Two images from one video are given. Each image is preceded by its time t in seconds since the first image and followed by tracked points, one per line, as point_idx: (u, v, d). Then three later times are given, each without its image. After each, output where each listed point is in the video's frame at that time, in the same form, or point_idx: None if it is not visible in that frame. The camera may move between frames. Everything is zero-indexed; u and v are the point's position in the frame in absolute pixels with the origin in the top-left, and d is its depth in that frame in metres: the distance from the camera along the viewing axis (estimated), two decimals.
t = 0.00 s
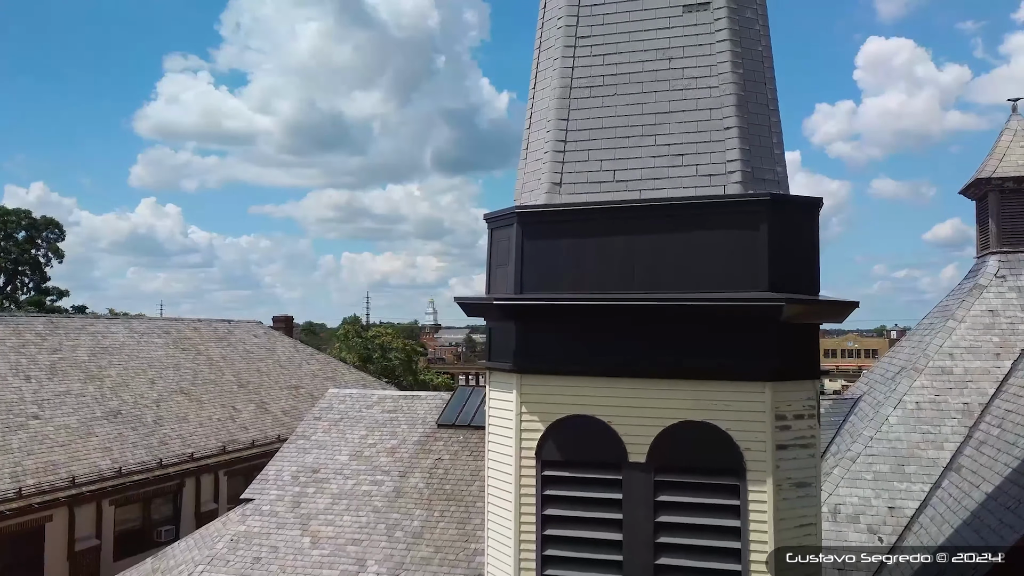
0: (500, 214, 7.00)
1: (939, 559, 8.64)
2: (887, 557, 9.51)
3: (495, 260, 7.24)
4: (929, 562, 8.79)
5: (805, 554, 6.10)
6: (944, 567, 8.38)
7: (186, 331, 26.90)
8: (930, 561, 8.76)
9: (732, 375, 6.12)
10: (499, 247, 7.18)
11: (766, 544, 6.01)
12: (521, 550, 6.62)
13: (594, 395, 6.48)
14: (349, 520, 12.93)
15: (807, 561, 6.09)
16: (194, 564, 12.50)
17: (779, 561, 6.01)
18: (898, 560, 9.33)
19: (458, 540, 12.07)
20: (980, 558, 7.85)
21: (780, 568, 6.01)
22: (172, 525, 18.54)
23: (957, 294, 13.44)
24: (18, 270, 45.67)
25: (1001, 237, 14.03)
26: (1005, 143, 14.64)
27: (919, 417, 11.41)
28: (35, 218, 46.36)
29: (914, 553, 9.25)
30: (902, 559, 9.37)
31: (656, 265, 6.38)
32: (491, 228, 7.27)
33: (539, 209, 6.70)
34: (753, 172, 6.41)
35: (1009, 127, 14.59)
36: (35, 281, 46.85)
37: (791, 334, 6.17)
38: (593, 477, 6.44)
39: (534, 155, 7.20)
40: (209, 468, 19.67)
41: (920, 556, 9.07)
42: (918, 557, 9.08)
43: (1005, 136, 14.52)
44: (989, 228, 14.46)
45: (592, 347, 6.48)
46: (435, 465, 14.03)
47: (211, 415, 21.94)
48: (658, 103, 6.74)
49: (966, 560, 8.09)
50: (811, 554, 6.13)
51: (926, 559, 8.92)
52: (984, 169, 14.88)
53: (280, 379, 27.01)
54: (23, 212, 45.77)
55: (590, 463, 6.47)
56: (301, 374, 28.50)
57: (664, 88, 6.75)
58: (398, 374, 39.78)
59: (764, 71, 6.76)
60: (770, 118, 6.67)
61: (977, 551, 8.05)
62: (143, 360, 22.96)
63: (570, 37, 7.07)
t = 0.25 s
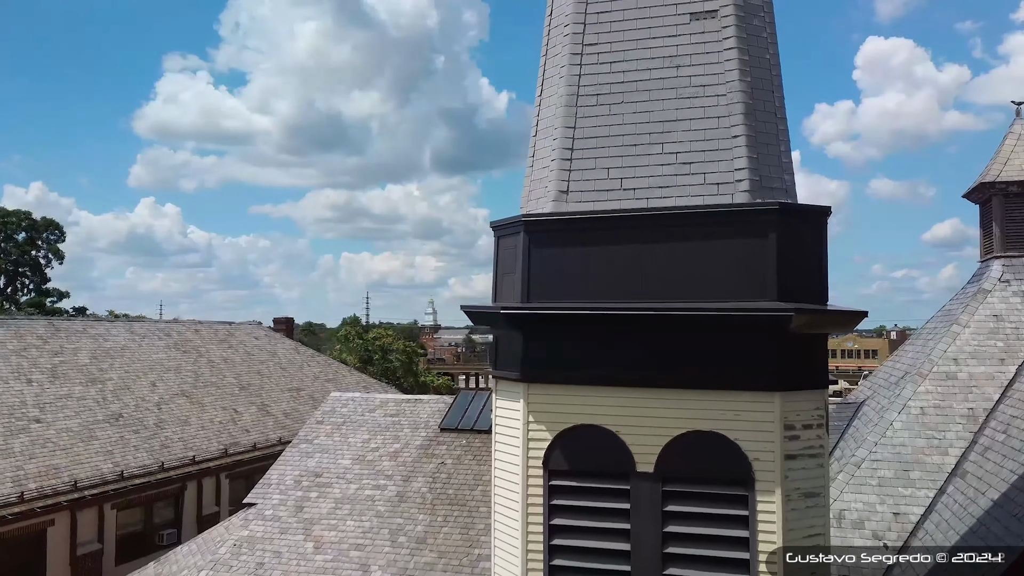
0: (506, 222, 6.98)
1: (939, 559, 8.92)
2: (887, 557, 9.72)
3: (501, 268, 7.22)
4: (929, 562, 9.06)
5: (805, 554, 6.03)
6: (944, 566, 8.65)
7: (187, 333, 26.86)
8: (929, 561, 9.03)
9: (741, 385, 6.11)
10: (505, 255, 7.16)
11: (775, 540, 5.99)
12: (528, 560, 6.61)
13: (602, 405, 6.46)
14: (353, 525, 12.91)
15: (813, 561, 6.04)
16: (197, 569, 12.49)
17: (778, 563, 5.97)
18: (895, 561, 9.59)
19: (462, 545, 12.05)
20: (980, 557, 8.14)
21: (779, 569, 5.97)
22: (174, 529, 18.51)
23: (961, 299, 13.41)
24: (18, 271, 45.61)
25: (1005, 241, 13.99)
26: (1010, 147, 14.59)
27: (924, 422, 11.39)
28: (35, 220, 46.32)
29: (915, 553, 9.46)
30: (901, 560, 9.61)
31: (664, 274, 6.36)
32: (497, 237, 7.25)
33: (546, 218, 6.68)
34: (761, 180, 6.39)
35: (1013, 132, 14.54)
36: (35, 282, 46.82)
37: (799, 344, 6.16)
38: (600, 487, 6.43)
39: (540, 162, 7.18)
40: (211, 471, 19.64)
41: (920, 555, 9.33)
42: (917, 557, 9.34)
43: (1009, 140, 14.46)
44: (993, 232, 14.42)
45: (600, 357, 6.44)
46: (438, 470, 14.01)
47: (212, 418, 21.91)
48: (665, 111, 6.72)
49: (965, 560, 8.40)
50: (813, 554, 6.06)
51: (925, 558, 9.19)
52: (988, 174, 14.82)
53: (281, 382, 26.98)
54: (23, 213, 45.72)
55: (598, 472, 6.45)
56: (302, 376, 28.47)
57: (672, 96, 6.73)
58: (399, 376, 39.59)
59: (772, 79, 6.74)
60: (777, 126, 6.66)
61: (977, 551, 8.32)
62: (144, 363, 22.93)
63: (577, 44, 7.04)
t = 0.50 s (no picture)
0: (515, 234, 6.96)
1: (938, 559, 9.21)
2: (887, 557, 9.83)
3: (509, 280, 7.20)
4: (929, 562, 9.33)
5: (805, 554, 6.01)
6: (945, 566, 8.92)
7: (189, 337, 26.83)
8: (929, 561, 9.29)
9: (750, 399, 6.09)
10: (513, 267, 7.14)
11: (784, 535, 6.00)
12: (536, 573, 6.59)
13: (611, 418, 6.45)
14: (357, 531, 12.89)
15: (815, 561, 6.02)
16: None
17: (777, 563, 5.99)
18: (899, 561, 9.70)
19: (466, 552, 12.03)
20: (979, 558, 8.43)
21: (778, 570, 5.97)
22: (176, 534, 18.53)
23: (965, 305, 13.37)
24: (19, 273, 45.55)
25: (1009, 247, 13.92)
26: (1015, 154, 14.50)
27: (929, 429, 11.37)
28: (35, 221, 46.26)
29: (915, 553, 9.70)
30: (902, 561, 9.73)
31: (673, 287, 6.35)
32: (505, 249, 7.24)
33: (555, 230, 6.66)
34: (770, 193, 6.38)
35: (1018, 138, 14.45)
36: (36, 284, 46.76)
37: (809, 358, 6.14)
38: (609, 500, 6.41)
39: (548, 174, 7.17)
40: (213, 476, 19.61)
41: (921, 556, 9.59)
42: (915, 557, 9.63)
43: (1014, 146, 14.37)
44: (997, 239, 14.33)
45: (609, 370, 6.43)
46: (441, 476, 13.99)
47: (214, 422, 21.89)
48: (674, 123, 6.71)
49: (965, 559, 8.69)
50: (812, 554, 6.03)
51: (925, 558, 9.46)
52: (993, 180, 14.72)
53: (283, 385, 26.95)
54: (24, 215, 45.67)
55: (607, 486, 6.44)
56: (303, 379, 28.42)
57: (681, 108, 6.72)
58: (399, 378, 39.20)
59: (781, 91, 6.73)
60: (787, 138, 6.64)
61: (977, 552, 8.58)
62: (146, 367, 22.89)
63: (585, 55, 7.02)
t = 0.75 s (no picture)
0: (520, 246, 6.95)
1: (937, 559, 9.40)
2: (887, 557, 9.88)
3: (515, 292, 7.19)
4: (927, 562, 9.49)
5: (805, 555, 5.99)
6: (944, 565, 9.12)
7: (190, 340, 26.80)
8: (928, 560, 9.47)
9: (757, 413, 6.08)
10: (519, 279, 7.13)
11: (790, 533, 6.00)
12: None
13: (616, 431, 6.43)
14: (359, 538, 12.87)
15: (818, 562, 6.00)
16: None
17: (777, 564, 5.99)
18: (899, 561, 9.73)
19: (469, 559, 12.02)
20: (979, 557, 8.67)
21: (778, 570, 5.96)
22: (178, 539, 18.51)
23: (968, 312, 13.32)
24: (19, 275, 45.50)
25: (1012, 254, 13.80)
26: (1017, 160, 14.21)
27: (933, 437, 11.36)
28: (35, 223, 46.24)
29: (913, 553, 9.84)
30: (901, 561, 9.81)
31: (679, 300, 6.34)
32: (511, 260, 7.23)
33: (561, 242, 6.65)
34: (776, 206, 6.37)
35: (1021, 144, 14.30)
36: (36, 286, 46.73)
37: (816, 372, 6.12)
38: (616, 514, 6.40)
39: (553, 186, 7.16)
40: (214, 480, 19.59)
41: (920, 555, 9.75)
42: (912, 557, 9.81)
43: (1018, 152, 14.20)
44: (1000, 245, 14.18)
45: (615, 383, 6.41)
46: (444, 482, 13.97)
47: (216, 426, 21.88)
48: (680, 136, 6.70)
49: (961, 559, 8.96)
50: (812, 553, 6.01)
51: (922, 558, 9.66)
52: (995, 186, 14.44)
53: (284, 388, 26.93)
54: (24, 217, 45.61)
55: (613, 499, 6.43)
56: (304, 382, 28.39)
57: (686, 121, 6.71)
58: (400, 380, 39.24)
59: (787, 103, 6.71)
60: (793, 150, 6.63)
61: (976, 552, 8.84)
62: (147, 370, 22.87)
63: (590, 67, 7.01)
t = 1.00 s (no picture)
0: (528, 263, 6.95)
1: (939, 559, 9.64)
2: (886, 557, 9.99)
3: (522, 309, 7.20)
4: (928, 563, 9.70)
5: (807, 553, 5.97)
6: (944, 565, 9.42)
7: (192, 344, 26.81)
8: (928, 560, 9.71)
9: (765, 431, 6.09)
10: (526, 295, 7.13)
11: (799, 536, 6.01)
12: None
13: (624, 449, 6.45)
14: (363, 547, 12.87)
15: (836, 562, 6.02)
16: None
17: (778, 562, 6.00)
18: (910, 561, 9.86)
19: (473, 569, 12.03)
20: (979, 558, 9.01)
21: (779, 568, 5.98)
22: (181, 544, 18.52)
23: (971, 321, 13.30)
24: (20, 278, 45.55)
25: (1015, 262, 13.70)
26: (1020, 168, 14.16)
27: (937, 447, 11.36)
28: (36, 225, 46.21)
29: (913, 554, 10.01)
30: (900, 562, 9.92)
31: (688, 318, 6.35)
32: (518, 276, 7.24)
33: (569, 259, 6.65)
34: (784, 224, 6.38)
35: None
36: (37, 288, 46.72)
37: (824, 391, 6.13)
38: (623, 531, 6.40)
39: (561, 202, 7.16)
40: (217, 486, 19.59)
41: (920, 555, 9.96)
42: (917, 557, 9.98)
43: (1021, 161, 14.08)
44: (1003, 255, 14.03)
45: (623, 401, 6.42)
46: (447, 490, 13.98)
47: (218, 431, 21.88)
48: (687, 153, 6.70)
49: (966, 558, 9.20)
50: (815, 553, 5.98)
51: (925, 558, 9.87)
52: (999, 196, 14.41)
53: (286, 392, 26.93)
54: (25, 220, 45.64)
55: (620, 517, 6.43)
56: (306, 386, 28.40)
57: (694, 138, 6.71)
58: (402, 384, 39.22)
59: (795, 120, 6.72)
60: (801, 167, 6.63)
61: (976, 551, 9.19)
62: (149, 376, 22.88)
63: (598, 83, 7.02)
